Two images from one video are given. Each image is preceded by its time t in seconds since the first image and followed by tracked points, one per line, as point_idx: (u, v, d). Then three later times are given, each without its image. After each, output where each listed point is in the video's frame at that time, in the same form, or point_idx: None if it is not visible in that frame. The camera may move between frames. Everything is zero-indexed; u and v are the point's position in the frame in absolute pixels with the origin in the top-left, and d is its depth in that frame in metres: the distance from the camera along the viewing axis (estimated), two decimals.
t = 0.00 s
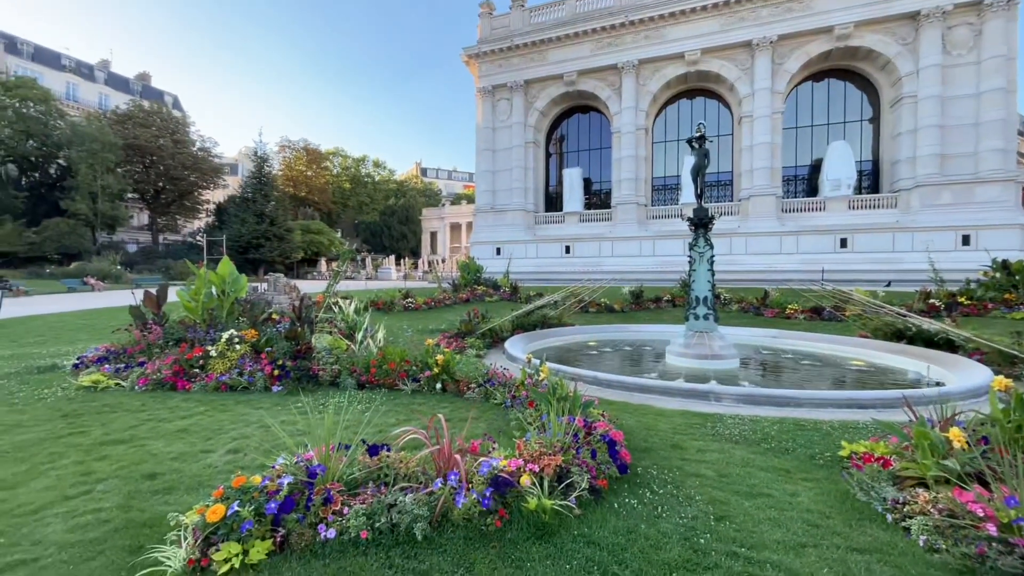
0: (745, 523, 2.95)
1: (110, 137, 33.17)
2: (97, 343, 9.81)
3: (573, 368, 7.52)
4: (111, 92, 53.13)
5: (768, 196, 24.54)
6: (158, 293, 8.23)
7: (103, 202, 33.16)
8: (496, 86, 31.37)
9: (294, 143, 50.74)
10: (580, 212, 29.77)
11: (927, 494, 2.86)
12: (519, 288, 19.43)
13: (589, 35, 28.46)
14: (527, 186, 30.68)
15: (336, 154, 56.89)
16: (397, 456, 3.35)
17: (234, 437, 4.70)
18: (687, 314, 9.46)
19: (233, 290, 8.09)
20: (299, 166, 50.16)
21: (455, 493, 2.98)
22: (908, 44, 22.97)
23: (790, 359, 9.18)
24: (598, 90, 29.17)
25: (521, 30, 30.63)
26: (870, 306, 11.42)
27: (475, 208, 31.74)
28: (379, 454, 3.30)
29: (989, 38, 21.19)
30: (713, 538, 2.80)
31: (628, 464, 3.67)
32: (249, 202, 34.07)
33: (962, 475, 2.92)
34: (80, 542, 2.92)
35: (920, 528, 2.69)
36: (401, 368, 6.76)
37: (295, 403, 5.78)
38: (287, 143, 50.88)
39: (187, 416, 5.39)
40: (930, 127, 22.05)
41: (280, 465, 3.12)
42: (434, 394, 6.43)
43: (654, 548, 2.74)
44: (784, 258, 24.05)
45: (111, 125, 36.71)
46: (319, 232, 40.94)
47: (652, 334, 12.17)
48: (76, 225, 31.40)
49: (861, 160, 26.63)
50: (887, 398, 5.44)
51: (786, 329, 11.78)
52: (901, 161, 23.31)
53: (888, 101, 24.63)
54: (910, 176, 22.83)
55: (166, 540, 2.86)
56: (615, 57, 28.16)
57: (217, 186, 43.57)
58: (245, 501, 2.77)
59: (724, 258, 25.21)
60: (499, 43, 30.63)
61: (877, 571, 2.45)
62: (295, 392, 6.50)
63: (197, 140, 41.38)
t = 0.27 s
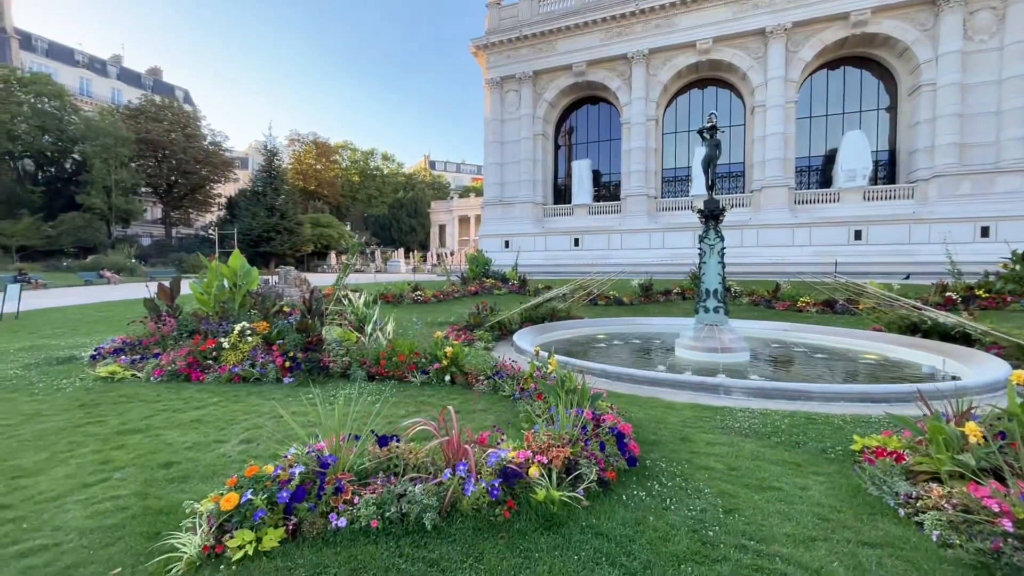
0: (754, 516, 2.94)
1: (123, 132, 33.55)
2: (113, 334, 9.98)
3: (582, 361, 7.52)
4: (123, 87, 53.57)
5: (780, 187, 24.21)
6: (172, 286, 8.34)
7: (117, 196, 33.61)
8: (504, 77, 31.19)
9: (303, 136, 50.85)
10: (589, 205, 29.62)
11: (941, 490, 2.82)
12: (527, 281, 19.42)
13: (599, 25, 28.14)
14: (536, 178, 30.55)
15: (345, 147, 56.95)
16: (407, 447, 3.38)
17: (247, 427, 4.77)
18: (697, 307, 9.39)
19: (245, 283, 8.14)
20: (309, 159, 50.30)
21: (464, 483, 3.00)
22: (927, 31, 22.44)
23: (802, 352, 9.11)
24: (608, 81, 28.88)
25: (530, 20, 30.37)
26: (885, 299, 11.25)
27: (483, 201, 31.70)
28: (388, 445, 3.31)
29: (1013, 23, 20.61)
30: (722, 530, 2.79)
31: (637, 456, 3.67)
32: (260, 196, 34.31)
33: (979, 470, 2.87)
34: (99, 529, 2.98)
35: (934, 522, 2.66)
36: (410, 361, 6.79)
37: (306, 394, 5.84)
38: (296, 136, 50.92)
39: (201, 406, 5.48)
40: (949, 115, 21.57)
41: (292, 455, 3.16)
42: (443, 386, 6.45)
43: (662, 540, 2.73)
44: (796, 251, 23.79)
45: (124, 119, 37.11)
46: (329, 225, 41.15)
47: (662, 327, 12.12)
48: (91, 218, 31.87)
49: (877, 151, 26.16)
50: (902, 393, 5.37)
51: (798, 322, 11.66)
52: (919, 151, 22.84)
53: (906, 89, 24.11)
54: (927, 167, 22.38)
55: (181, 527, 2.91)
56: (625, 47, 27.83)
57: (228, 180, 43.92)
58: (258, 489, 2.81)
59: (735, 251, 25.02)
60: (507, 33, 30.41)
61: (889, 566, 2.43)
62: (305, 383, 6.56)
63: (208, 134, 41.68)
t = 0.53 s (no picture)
0: (761, 508, 2.94)
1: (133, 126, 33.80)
2: (126, 326, 10.13)
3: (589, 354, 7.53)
4: (133, 81, 53.81)
5: (790, 179, 23.93)
6: (183, 279, 8.43)
7: (128, 190, 33.92)
8: (511, 69, 31.01)
9: (311, 129, 50.91)
10: (596, 197, 29.49)
11: (952, 484, 2.81)
12: (534, 274, 19.40)
13: (607, 15, 27.85)
14: (543, 171, 30.42)
15: (352, 140, 56.92)
16: (415, 438, 3.40)
17: (258, 418, 4.83)
18: (705, 300, 9.35)
19: (254, 276, 8.19)
20: (316, 152, 50.38)
21: (472, 474, 3.02)
22: (944, 18, 22.00)
23: (811, 346, 9.05)
24: (616, 72, 28.61)
25: (537, 11, 30.12)
26: (897, 293, 11.12)
27: (490, 194, 31.65)
28: (397, 436, 3.33)
29: None
30: (729, 523, 2.79)
31: (643, 449, 3.67)
32: (268, 189, 34.48)
33: (991, 465, 2.84)
34: (116, 515, 3.05)
35: (943, 517, 2.65)
36: (418, 353, 6.83)
37: (316, 386, 5.90)
38: (303, 129, 51.01)
39: (213, 397, 5.55)
40: (966, 105, 21.17)
41: (302, 445, 3.20)
42: (450, 379, 6.48)
43: (669, 531, 2.74)
44: (806, 244, 23.56)
45: (134, 114, 37.40)
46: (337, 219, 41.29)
47: (669, 320, 12.09)
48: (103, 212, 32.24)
49: (891, 141, 25.76)
50: (913, 387, 5.32)
51: (808, 316, 11.57)
52: (935, 142, 22.45)
53: (922, 78, 23.68)
54: (942, 158, 22.01)
55: (195, 515, 2.97)
56: (633, 37, 27.54)
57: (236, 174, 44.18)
58: (269, 478, 2.85)
59: (744, 244, 24.83)
60: (514, 24, 30.21)
61: (899, 560, 2.42)
62: (315, 375, 6.63)
63: (217, 129, 41.88)
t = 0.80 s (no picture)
0: (770, 503, 2.94)
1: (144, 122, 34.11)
2: (140, 320, 10.28)
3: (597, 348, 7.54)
4: (143, 77, 54.17)
5: (802, 172, 23.66)
6: (195, 273, 8.54)
7: (140, 185, 34.28)
8: (519, 61, 30.84)
9: (319, 124, 51.01)
10: (604, 191, 29.34)
11: (964, 480, 2.79)
12: (542, 268, 19.38)
13: (615, 6, 27.58)
14: (550, 164, 30.29)
15: (360, 134, 56.97)
16: (424, 430, 3.43)
17: (270, 410, 4.90)
18: (714, 295, 9.31)
19: (264, 270, 8.26)
20: (324, 147, 50.50)
21: (480, 466, 3.05)
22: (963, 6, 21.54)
23: (821, 340, 9.00)
24: (624, 64, 28.35)
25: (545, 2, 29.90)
26: (910, 288, 11.00)
27: (498, 188, 31.60)
28: (406, 429, 3.36)
29: None
30: (737, 517, 2.80)
31: (650, 443, 3.68)
32: (277, 184, 34.66)
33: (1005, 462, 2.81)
34: (134, 503, 3.12)
35: (955, 512, 2.63)
36: (426, 347, 6.87)
37: (326, 379, 5.97)
38: (311, 124, 51.14)
39: (225, 390, 5.64)
40: (984, 95, 20.76)
41: (313, 437, 3.24)
42: (458, 372, 6.52)
43: (677, 525, 2.75)
44: (817, 237, 23.30)
45: (145, 109, 37.72)
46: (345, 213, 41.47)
47: (678, 315, 12.06)
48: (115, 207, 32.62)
49: (906, 133, 25.35)
50: (925, 382, 5.28)
51: (819, 310, 11.48)
52: (951, 133, 22.07)
53: (939, 67, 23.23)
54: (959, 149, 21.63)
55: (210, 504, 3.03)
56: (642, 28, 27.26)
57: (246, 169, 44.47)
58: (282, 469, 2.90)
59: (754, 238, 24.61)
60: (522, 16, 30.01)
61: (909, 555, 2.42)
62: (325, 368, 6.70)
63: (226, 124, 42.11)
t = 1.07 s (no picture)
0: (778, 499, 2.93)
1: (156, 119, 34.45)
2: (153, 315, 10.43)
3: (604, 344, 7.54)
4: (154, 74, 54.58)
5: (813, 165, 23.38)
6: (206, 269, 8.63)
7: (152, 182, 34.66)
8: (527, 56, 30.72)
9: (327, 120, 51.16)
10: (613, 186, 29.19)
11: (976, 479, 2.78)
12: (550, 264, 19.34)
13: None
14: (558, 159, 30.17)
15: (368, 130, 57.05)
16: (432, 425, 3.44)
17: (280, 404, 4.95)
18: (723, 291, 9.24)
19: (274, 266, 8.33)
20: (333, 143, 50.64)
21: (488, 461, 3.07)
22: None
23: (831, 337, 8.90)
24: (633, 57, 28.11)
25: None
26: (923, 284, 10.84)
27: (505, 183, 31.56)
28: (415, 423, 3.39)
29: None
30: (746, 514, 2.79)
31: (657, 439, 3.68)
32: (287, 180, 34.87)
33: (1019, 461, 2.78)
34: (149, 494, 3.19)
35: (967, 511, 2.61)
36: (434, 342, 6.89)
37: (335, 373, 6.02)
38: (320, 120, 51.29)
39: (236, 384, 5.71)
40: (1003, 87, 20.34)
41: (323, 431, 3.27)
42: (466, 367, 6.55)
43: (684, 521, 2.75)
44: (829, 232, 23.01)
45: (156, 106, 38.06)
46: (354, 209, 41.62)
47: (686, 311, 12.00)
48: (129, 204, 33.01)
49: (922, 126, 24.92)
50: (938, 379, 5.22)
51: (830, 306, 11.37)
52: (968, 125, 21.67)
53: (956, 59, 22.79)
54: (977, 142, 21.23)
55: (223, 496, 3.08)
56: (651, 21, 27.01)
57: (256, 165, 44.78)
58: (293, 462, 2.95)
59: (765, 233, 24.38)
60: (530, 10, 29.86)
61: (920, 553, 2.40)
62: (334, 363, 6.77)
63: (236, 120, 42.39)
